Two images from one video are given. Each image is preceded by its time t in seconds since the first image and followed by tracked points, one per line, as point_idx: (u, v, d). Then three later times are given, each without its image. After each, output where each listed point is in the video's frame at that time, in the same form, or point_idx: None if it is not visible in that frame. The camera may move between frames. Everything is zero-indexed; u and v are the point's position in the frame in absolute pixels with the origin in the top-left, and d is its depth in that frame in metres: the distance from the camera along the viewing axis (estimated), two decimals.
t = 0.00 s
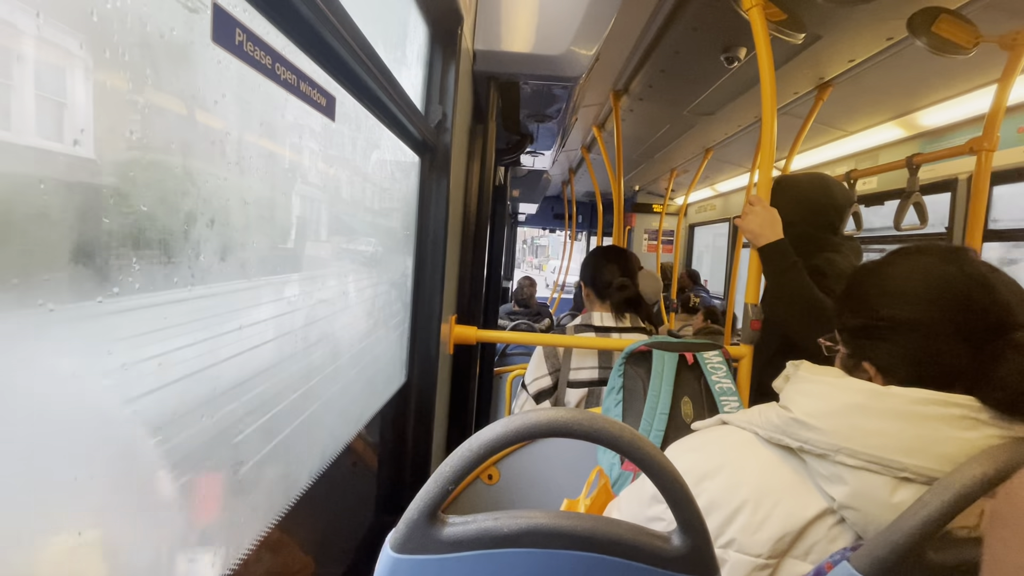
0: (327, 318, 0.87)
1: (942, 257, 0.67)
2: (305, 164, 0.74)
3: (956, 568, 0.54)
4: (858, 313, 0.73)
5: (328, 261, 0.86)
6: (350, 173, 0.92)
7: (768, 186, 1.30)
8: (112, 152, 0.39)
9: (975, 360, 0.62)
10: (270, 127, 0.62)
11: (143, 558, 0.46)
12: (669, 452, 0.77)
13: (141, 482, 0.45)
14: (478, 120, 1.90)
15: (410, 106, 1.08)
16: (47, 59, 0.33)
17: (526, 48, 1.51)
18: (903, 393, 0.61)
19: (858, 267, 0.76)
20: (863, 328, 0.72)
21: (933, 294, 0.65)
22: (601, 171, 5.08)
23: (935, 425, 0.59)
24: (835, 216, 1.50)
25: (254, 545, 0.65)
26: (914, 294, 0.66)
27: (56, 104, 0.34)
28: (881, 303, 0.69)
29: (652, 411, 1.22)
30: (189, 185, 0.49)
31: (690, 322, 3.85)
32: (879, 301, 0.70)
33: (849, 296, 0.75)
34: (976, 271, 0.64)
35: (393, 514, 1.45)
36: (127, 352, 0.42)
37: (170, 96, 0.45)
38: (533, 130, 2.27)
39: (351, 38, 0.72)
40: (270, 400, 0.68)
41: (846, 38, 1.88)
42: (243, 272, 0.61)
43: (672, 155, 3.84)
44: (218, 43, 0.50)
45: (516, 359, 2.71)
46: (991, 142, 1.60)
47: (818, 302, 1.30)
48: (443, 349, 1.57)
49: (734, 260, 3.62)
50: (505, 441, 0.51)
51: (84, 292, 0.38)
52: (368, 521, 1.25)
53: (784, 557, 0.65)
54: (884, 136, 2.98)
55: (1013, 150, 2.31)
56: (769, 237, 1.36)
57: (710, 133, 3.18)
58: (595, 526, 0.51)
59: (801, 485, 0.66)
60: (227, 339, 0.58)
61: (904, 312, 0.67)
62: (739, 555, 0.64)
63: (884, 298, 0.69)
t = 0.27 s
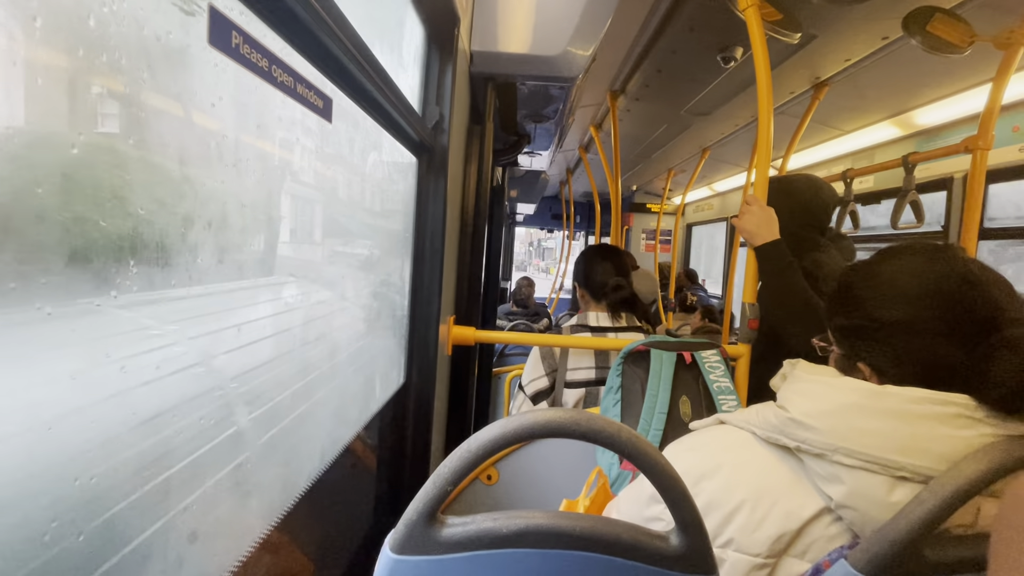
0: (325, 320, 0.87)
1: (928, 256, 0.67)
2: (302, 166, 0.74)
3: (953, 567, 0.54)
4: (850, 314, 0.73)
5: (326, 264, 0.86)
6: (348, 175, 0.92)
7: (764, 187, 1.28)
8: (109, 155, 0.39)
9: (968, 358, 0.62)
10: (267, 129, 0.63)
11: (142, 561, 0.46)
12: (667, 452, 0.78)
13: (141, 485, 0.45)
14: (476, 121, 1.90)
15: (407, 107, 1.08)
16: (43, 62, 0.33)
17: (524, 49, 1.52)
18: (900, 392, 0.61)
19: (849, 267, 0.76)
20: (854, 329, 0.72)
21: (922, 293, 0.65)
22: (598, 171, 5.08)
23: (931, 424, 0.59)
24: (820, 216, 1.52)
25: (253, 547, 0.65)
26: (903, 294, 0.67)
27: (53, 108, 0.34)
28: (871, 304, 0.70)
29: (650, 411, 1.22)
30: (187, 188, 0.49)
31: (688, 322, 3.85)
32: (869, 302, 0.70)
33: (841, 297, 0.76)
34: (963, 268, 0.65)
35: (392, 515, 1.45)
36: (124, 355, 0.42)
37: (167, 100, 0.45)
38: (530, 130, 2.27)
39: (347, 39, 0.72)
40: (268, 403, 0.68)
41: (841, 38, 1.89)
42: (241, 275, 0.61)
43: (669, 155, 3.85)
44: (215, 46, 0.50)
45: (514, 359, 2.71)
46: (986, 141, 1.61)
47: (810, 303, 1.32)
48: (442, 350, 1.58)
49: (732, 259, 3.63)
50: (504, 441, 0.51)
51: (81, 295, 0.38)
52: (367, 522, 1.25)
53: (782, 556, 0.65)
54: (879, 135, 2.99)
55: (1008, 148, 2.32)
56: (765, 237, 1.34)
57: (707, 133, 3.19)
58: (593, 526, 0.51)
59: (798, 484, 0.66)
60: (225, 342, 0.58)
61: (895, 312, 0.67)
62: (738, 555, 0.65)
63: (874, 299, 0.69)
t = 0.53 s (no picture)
0: (325, 323, 0.87)
1: (940, 265, 0.68)
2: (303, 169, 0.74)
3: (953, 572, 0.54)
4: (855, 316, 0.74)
5: (326, 268, 0.86)
6: (348, 178, 0.92)
7: (762, 190, 1.30)
8: (110, 157, 0.39)
9: (972, 365, 0.62)
10: (268, 133, 0.63)
11: (138, 566, 0.46)
12: (667, 456, 0.78)
13: (139, 488, 0.45)
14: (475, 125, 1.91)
15: (406, 110, 1.09)
16: (45, 64, 0.33)
17: (523, 54, 1.53)
18: (899, 397, 0.61)
19: (854, 275, 0.77)
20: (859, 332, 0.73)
21: (928, 299, 0.66)
22: (597, 175, 5.10)
23: (931, 429, 0.59)
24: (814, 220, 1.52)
25: (251, 552, 0.65)
26: (911, 298, 0.67)
27: (57, 113, 0.34)
28: (878, 307, 0.70)
29: (649, 415, 1.22)
30: (187, 190, 0.49)
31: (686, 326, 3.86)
32: (876, 305, 0.71)
33: (848, 300, 0.76)
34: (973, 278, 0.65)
35: (390, 519, 1.44)
36: (123, 357, 0.42)
37: (168, 102, 0.45)
38: (530, 134, 2.28)
39: (348, 43, 0.72)
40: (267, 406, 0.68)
41: (839, 44, 1.90)
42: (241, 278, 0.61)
43: (668, 159, 3.86)
44: (217, 49, 0.50)
45: (513, 362, 2.71)
46: (982, 146, 1.61)
47: (806, 311, 1.33)
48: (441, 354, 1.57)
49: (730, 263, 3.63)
50: (503, 445, 0.51)
51: (81, 298, 0.38)
52: (365, 527, 1.24)
53: (781, 561, 0.65)
54: (877, 140, 3.00)
55: (1004, 154, 2.33)
56: (763, 240, 1.35)
57: (706, 138, 3.20)
58: (593, 530, 0.51)
59: (798, 488, 0.66)
60: (223, 345, 0.57)
61: (901, 315, 0.68)
62: (737, 559, 0.64)
63: (881, 302, 0.70)
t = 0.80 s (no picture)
0: (320, 325, 0.86)
1: (932, 266, 0.67)
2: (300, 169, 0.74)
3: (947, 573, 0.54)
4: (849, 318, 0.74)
5: (322, 269, 0.86)
6: (344, 180, 0.92)
7: (758, 195, 1.30)
8: (103, 155, 0.39)
9: (965, 367, 0.63)
10: (264, 133, 0.63)
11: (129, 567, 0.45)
12: (663, 458, 0.78)
13: (131, 488, 0.45)
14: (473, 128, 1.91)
15: (403, 113, 1.09)
16: (37, 61, 0.33)
17: (520, 58, 1.53)
18: (893, 398, 0.61)
19: (849, 276, 0.77)
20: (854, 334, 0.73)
21: (922, 302, 0.66)
22: (595, 179, 5.11)
23: (925, 430, 0.59)
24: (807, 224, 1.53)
25: (244, 554, 0.65)
26: (904, 301, 0.67)
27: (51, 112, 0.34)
28: (871, 309, 0.70)
29: (646, 417, 1.22)
30: (182, 190, 0.49)
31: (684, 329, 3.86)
32: (870, 307, 0.70)
33: (841, 302, 0.76)
34: (965, 279, 0.65)
35: (385, 523, 1.43)
36: (116, 356, 0.42)
37: (164, 101, 0.45)
38: (527, 138, 2.28)
39: (345, 45, 0.72)
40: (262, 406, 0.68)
41: (834, 49, 1.91)
42: (236, 278, 0.60)
43: (665, 163, 3.88)
44: (212, 50, 0.50)
45: (510, 366, 2.71)
46: (976, 151, 1.62)
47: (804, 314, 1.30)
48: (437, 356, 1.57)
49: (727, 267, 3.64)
50: (497, 446, 0.51)
51: (75, 295, 0.38)
52: (360, 530, 1.24)
53: (777, 563, 0.65)
54: (873, 145, 3.02)
55: (998, 159, 2.35)
56: (760, 244, 1.35)
57: (703, 142, 3.21)
58: (587, 532, 0.51)
59: (794, 490, 0.66)
60: (218, 345, 0.57)
61: (895, 318, 0.67)
62: (733, 561, 0.64)
63: (875, 305, 0.70)
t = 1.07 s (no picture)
0: (322, 331, 0.86)
1: (937, 269, 0.67)
2: (302, 178, 0.75)
3: None
4: (854, 320, 0.74)
5: (323, 277, 0.86)
6: (346, 188, 0.93)
7: (757, 198, 1.31)
8: (105, 169, 0.40)
9: (968, 370, 0.63)
10: (265, 142, 0.63)
11: None
12: (665, 463, 0.78)
13: (131, 500, 0.45)
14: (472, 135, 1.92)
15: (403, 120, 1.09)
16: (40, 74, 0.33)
17: (518, 65, 1.53)
18: (895, 403, 0.62)
19: (856, 278, 0.77)
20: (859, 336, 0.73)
21: (925, 304, 0.66)
22: (594, 184, 5.13)
23: (927, 434, 0.60)
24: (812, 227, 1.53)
25: (246, 563, 0.65)
26: (908, 303, 0.67)
27: (55, 127, 0.35)
28: (875, 312, 0.71)
29: (647, 422, 1.21)
30: (184, 200, 0.49)
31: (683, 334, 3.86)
32: (874, 310, 0.71)
33: (847, 304, 0.76)
34: (971, 282, 0.65)
35: (387, 529, 1.43)
36: (118, 367, 0.42)
37: (166, 113, 0.45)
38: (526, 144, 2.29)
39: (345, 54, 0.73)
40: (264, 415, 0.68)
41: (831, 54, 1.93)
42: (238, 287, 0.60)
43: (664, 168, 3.89)
44: (215, 62, 0.51)
45: (511, 371, 2.71)
46: (974, 154, 1.63)
47: (807, 314, 1.32)
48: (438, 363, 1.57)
49: (726, 271, 3.65)
50: (501, 454, 0.51)
51: (79, 307, 0.38)
52: (362, 538, 1.23)
53: (781, 569, 0.65)
54: (870, 149, 3.03)
55: (996, 162, 2.36)
56: (760, 247, 1.35)
57: (701, 146, 3.23)
58: (591, 539, 0.51)
59: (797, 494, 0.66)
60: (220, 354, 0.57)
61: (899, 320, 0.68)
62: (737, 566, 0.64)
63: (879, 307, 0.70)
